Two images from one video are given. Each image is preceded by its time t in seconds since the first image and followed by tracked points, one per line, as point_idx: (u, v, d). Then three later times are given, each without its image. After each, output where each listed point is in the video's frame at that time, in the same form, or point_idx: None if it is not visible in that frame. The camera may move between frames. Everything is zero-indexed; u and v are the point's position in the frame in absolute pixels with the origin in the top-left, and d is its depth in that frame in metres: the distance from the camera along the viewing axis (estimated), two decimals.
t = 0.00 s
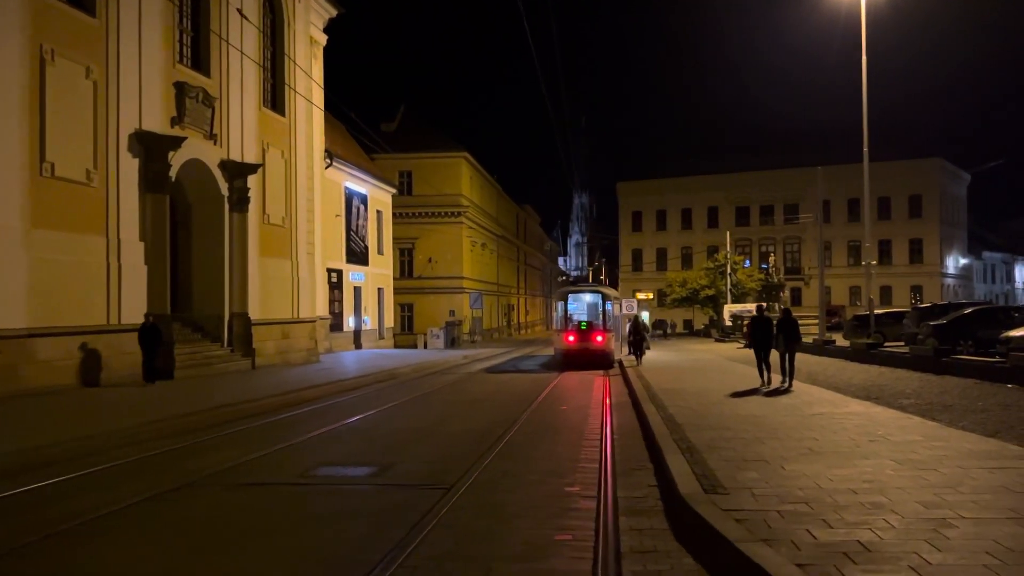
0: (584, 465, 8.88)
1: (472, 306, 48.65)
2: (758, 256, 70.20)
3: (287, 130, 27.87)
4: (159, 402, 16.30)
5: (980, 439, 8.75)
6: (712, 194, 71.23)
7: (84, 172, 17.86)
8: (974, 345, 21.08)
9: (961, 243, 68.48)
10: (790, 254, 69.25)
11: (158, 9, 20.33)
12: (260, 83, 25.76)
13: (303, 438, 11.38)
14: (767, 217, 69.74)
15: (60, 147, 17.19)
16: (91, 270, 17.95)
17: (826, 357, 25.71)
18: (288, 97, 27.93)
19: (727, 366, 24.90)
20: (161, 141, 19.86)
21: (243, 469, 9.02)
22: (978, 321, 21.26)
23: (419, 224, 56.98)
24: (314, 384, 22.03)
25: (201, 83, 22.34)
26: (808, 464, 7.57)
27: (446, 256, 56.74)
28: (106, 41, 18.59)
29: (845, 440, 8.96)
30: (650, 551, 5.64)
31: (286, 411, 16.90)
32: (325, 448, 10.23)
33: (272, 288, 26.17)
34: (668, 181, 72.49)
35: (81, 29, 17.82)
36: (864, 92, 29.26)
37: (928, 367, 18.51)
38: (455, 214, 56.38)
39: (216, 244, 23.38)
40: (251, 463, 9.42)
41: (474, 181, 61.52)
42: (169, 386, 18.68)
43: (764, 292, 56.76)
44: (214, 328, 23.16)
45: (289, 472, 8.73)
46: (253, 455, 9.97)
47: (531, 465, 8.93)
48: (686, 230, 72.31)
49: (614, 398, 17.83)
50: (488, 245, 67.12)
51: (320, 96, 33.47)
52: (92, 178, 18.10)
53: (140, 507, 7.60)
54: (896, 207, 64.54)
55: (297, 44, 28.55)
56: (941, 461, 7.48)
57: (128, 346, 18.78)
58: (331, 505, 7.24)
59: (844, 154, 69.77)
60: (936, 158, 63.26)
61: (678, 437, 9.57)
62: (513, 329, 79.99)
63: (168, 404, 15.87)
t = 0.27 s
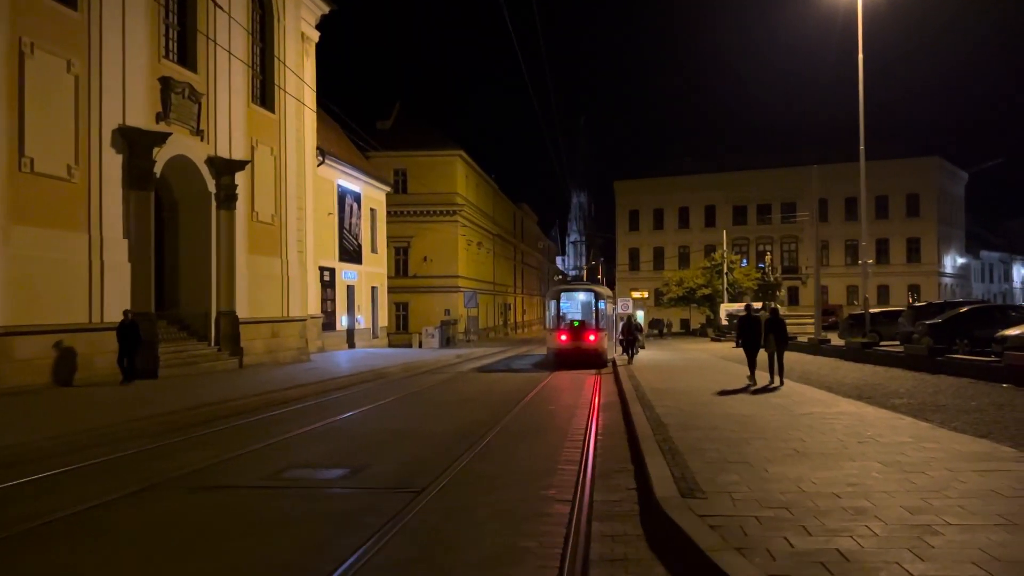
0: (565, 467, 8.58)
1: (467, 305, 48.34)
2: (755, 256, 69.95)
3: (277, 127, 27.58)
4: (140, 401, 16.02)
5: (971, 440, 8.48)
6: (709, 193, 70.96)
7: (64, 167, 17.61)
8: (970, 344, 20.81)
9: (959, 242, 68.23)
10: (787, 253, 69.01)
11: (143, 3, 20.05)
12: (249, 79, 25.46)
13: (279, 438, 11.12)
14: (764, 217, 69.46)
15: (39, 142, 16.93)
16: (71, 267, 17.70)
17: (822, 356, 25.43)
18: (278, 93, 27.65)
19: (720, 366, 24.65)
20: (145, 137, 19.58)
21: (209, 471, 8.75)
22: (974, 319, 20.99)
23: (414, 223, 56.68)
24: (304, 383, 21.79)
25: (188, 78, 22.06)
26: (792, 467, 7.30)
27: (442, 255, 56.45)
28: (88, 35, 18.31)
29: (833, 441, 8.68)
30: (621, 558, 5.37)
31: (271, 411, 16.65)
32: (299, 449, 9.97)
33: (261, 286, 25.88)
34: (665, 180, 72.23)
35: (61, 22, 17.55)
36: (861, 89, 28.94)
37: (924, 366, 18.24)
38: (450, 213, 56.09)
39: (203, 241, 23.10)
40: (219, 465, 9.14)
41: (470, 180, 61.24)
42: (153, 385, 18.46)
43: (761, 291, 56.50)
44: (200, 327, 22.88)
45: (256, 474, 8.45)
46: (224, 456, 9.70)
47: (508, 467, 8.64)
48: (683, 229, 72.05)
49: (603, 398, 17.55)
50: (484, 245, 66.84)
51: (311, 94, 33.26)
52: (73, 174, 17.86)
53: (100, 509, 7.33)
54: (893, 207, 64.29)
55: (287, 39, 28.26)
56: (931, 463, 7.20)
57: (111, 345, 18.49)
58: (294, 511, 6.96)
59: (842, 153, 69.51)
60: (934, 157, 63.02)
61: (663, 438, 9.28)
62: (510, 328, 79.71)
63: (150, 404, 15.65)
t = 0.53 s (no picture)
0: (545, 474, 8.32)
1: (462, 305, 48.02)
2: (752, 256, 69.71)
3: (267, 125, 27.28)
4: (121, 404, 15.75)
5: (966, 446, 8.21)
6: (706, 192, 70.71)
7: (45, 165, 17.34)
8: (966, 345, 20.55)
9: (957, 242, 68.04)
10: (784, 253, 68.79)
11: None
12: (238, 76, 25.17)
13: (256, 443, 10.86)
14: (761, 217, 69.22)
15: (18, 139, 16.67)
16: (53, 266, 17.44)
17: (817, 358, 25.17)
18: (268, 91, 27.35)
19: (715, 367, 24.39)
20: (130, 135, 19.29)
21: (177, 480, 8.48)
22: (970, 320, 20.74)
23: (409, 223, 56.37)
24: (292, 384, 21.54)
25: (175, 75, 21.77)
26: (780, 475, 7.02)
27: (437, 255, 56.13)
28: (70, 31, 18.02)
29: (823, 447, 8.41)
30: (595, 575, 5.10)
31: (255, 413, 16.41)
32: (275, 455, 9.72)
33: (251, 286, 25.58)
34: (662, 180, 71.98)
35: (42, 18, 17.26)
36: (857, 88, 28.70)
37: (919, 368, 17.98)
38: (446, 213, 55.77)
39: (190, 241, 22.82)
40: (190, 472, 8.87)
41: (466, 179, 60.96)
42: (137, 387, 18.20)
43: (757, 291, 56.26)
44: (187, 328, 22.60)
45: (226, 482, 8.19)
46: (196, 463, 9.44)
47: (487, 473, 8.37)
48: (680, 229, 71.80)
49: (594, 400, 17.26)
50: (480, 245, 66.57)
51: (303, 92, 33.00)
52: (56, 172, 17.62)
53: (59, 521, 7.06)
54: (891, 207, 64.08)
55: (277, 37, 27.95)
56: (923, 472, 6.93)
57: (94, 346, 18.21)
58: (259, 523, 6.69)
59: (839, 153, 69.28)
60: (931, 157, 62.81)
61: (649, 444, 9.02)
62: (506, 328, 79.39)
63: (130, 407, 15.40)
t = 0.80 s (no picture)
0: (528, 477, 7.99)
1: (456, 304, 47.66)
2: (749, 255, 69.44)
3: (258, 122, 26.96)
4: (101, 403, 15.44)
5: (965, 450, 7.90)
6: (703, 191, 70.42)
7: (27, 159, 17.02)
8: (965, 345, 20.23)
9: (954, 242, 67.77)
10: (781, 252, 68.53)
11: None
12: (227, 72, 24.81)
13: (233, 444, 10.52)
14: (758, 216, 68.94)
15: None
16: (34, 263, 17.14)
17: (814, 357, 24.87)
18: (259, 87, 27.02)
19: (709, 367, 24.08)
20: (115, 130, 18.97)
21: (144, 484, 8.14)
22: (969, 320, 20.43)
23: (404, 221, 56.02)
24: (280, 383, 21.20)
25: (162, 70, 21.45)
26: (772, 480, 6.71)
27: (433, 254, 55.79)
28: (53, 24, 17.69)
29: (817, 450, 8.10)
30: None
31: (239, 414, 16.07)
32: (249, 458, 9.38)
33: (241, 285, 25.26)
34: (660, 179, 71.66)
35: (25, 10, 16.95)
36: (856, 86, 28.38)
37: (917, 368, 17.68)
38: (441, 211, 55.43)
39: (178, 238, 22.52)
40: (158, 476, 8.54)
41: (462, 178, 60.60)
42: (121, 386, 17.86)
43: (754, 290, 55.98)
44: (175, 327, 22.32)
45: (197, 486, 7.88)
46: (167, 466, 9.10)
47: (468, 477, 8.05)
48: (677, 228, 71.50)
49: (586, 401, 16.94)
50: (476, 244, 66.23)
51: (295, 89, 32.65)
52: (38, 167, 17.31)
53: (18, 526, 6.75)
54: (888, 206, 63.82)
55: (268, 32, 27.63)
56: (920, 478, 6.61)
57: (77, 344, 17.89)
58: (221, 531, 6.35)
59: (837, 152, 68.99)
60: (929, 157, 62.53)
61: (637, 446, 8.70)
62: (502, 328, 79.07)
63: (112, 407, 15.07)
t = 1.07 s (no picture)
0: (509, 485, 7.71)
1: (451, 303, 47.34)
2: (746, 255, 69.22)
3: (248, 120, 26.64)
4: (82, 405, 15.14)
5: (961, 457, 7.63)
6: (700, 191, 70.18)
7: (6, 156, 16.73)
8: (961, 346, 19.97)
9: (951, 242, 67.59)
10: (778, 252, 68.31)
11: None
12: (216, 68, 24.49)
13: (209, 449, 10.24)
14: (755, 215, 68.71)
15: None
16: (14, 262, 16.83)
17: (809, 358, 24.61)
18: (249, 85, 26.70)
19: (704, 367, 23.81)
20: (99, 127, 18.67)
21: (108, 493, 7.83)
22: (965, 320, 20.18)
23: (399, 220, 55.70)
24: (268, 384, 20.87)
25: (148, 66, 21.13)
26: (761, 490, 6.42)
27: (427, 253, 55.49)
28: (35, 19, 17.39)
29: (809, 457, 7.83)
30: None
31: (223, 415, 15.77)
32: (223, 464, 9.09)
33: (230, 285, 24.94)
34: (656, 179, 71.43)
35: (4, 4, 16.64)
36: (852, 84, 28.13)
37: (913, 370, 17.43)
38: (436, 210, 55.15)
39: (165, 237, 22.22)
40: (126, 484, 8.23)
41: (457, 177, 60.29)
42: (103, 388, 17.55)
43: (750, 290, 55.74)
44: (162, 327, 22.03)
45: (165, 494, 7.59)
46: (137, 472, 8.80)
47: (446, 485, 7.76)
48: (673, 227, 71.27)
49: (578, 403, 16.67)
50: (471, 243, 65.93)
51: (287, 87, 32.35)
52: (18, 165, 17.02)
53: None
54: (885, 206, 63.63)
55: (258, 29, 27.31)
56: (914, 487, 6.33)
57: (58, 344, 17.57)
58: (180, 543, 6.05)
59: (834, 151, 68.78)
60: (926, 156, 62.35)
61: (623, 452, 8.42)
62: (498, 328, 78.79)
63: (92, 409, 14.76)
